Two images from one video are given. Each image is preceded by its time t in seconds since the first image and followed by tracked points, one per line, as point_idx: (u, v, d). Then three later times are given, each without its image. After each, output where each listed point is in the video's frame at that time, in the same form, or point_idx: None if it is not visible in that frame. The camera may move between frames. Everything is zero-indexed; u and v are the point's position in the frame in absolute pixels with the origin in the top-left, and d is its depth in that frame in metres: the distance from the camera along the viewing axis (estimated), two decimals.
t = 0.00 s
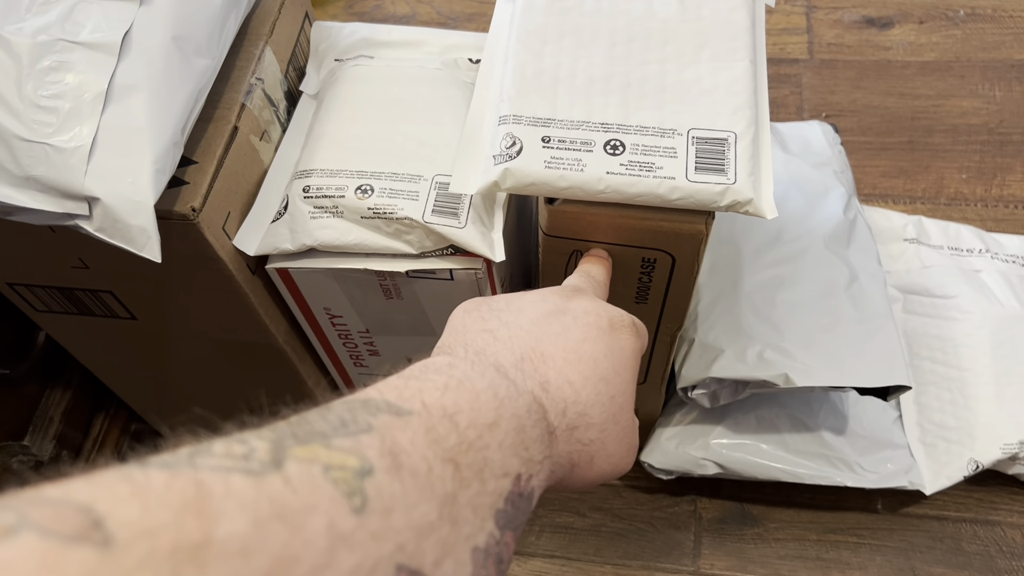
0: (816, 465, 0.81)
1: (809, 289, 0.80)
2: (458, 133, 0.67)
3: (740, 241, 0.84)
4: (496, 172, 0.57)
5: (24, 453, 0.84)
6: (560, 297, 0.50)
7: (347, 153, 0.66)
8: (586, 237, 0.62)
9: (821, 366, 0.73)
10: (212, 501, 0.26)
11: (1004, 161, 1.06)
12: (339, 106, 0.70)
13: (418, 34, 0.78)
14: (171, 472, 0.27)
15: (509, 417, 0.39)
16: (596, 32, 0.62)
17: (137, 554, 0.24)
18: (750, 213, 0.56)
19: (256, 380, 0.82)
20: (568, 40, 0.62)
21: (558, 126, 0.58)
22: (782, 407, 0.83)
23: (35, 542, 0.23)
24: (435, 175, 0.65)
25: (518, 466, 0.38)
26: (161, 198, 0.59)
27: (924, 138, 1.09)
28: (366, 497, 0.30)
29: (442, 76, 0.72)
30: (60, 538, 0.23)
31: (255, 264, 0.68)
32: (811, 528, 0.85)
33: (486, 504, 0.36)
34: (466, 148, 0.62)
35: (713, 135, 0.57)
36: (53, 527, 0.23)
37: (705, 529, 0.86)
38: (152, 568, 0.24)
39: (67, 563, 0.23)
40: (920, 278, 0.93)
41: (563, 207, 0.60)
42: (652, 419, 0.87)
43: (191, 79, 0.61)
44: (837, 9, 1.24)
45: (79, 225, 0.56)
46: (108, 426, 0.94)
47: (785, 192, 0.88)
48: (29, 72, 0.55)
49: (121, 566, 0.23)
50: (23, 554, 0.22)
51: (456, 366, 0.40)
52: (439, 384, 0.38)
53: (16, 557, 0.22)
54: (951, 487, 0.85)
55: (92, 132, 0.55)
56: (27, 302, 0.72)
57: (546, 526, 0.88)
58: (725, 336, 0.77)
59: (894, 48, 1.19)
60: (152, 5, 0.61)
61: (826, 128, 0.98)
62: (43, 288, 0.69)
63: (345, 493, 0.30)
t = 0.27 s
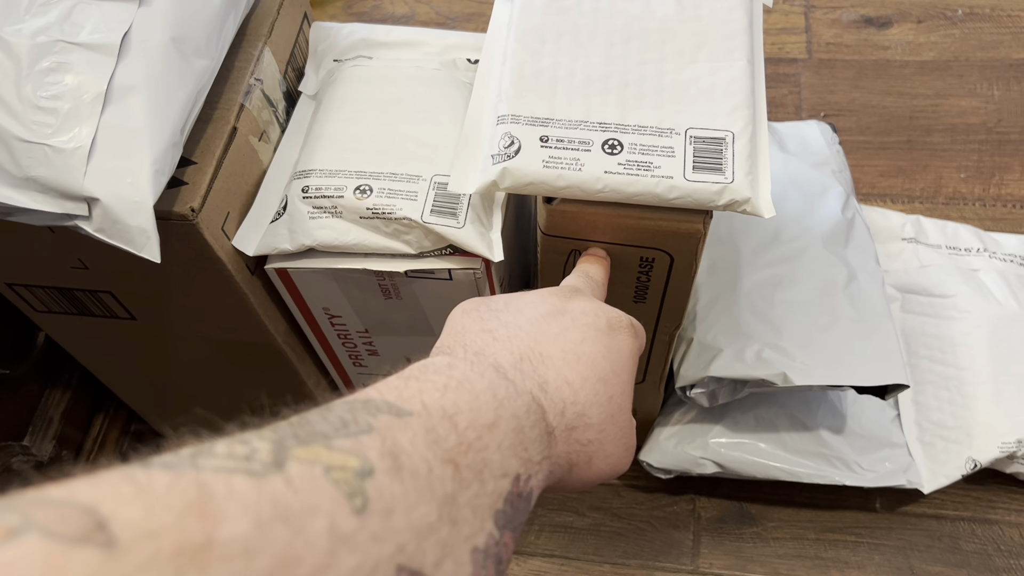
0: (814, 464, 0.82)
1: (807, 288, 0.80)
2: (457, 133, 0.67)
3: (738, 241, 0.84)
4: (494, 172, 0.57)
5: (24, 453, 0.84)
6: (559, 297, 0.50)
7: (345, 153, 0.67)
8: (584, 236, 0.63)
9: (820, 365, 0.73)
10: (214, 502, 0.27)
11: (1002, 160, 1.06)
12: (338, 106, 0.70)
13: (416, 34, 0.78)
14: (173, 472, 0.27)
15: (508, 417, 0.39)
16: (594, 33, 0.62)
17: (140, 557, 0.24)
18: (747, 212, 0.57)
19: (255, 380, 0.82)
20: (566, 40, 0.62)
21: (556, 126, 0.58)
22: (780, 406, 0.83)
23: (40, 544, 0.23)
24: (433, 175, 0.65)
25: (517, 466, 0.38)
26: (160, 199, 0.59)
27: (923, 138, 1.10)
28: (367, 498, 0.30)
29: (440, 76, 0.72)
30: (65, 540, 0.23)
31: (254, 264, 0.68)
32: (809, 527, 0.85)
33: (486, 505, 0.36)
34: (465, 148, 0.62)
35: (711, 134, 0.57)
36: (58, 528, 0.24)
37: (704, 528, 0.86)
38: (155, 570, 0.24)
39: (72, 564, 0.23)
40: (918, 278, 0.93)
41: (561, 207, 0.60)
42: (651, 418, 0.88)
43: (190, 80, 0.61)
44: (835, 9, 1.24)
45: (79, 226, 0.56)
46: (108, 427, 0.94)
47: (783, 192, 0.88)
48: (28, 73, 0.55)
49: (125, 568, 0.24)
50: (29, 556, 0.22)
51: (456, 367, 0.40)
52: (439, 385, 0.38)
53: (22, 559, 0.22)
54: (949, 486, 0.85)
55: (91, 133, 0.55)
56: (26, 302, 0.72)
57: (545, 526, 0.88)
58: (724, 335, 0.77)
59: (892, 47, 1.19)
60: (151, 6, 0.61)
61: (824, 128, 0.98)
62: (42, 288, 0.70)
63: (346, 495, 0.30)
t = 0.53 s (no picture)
0: (813, 462, 0.82)
1: (805, 286, 0.80)
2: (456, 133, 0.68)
3: (737, 239, 0.84)
4: (492, 172, 0.57)
5: (24, 452, 0.84)
6: (575, 306, 0.50)
7: (344, 152, 0.67)
8: (583, 237, 0.63)
9: (818, 364, 0.73)
10: (233, 510, 0.27)
11: (1000, 159, 1.07)
12: (337, 106, 0.70)
13: (415, 34, 0.78)
14: (192, 479, 0.28)
15: (520, 430, 0.39)
16: (592, 33, 0.63)
17: (160, 563, 0.24)
18: (745, 212, 0.57)
19: (255, 379, 0.82)
20: (565, 40, 0.62)
21: (555, 126, 0.58)
22: (779, 405, 0.84)
23: (62, 548, 0.23)
24: (433, 174, 0.65)
25: (528, 478, 0.39)
26: (160, 197, 0.59)
27: (921, 137, 1.10)
28: (381, 508, 0.31)
29: (439, 76, 0.72)
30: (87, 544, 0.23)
31: (254, 263, 0.69)
32: (808, 525, 0.85)
33: (497, 517, 0.36)
34: (463, 148, 0.62)
35: (709, 134, 0.57)
36: (79, 533, 0.23)
37: (702, 526, 0.87)
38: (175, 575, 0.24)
39: (93, 568, 0.23)
40: (916, 276, 0.93)
41: (560, 207, 0.60)
42: (650, 417, 0.88)
43: (190, 79, 0.61)
44: (834, 8, 1.24)
45: (79, 225, 0.56)
46: (105, 428, 0.94)
47: (781, 191, 0.89)
48: (28, 72, 0.55)
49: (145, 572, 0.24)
50: (51, 558, 0.22)
51: (469, 375, 0.41)
52: (453, 395, 0.38)
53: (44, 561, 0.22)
54: (948, 485, 0.85)
55: (91, 132, 0.56)
56: (26, 301, 0.72)
57: (545, 524, 0.88)
58: (722, 334, 0.77)
59: (890, 46, 1.19)
60: (151, 5, 0.61)
61: (822, 126, 0.98)
62: (43, 287, 0.70)
63: (361, 504, 0.30)
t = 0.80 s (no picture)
0: (811, 461, 0.82)
1: (803, 286, 0.80)
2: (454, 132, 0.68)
3: (734, 239, 0.84)
4: (490, 171, 0.57)
5: (23, 452, 0.85)
6: (588, 312, 0.50)
7: (341, 152, 0.67)
8: (582, 236, 0.63)
9: (816, 362, 0.73)
10: (245, 524, 0.27)
11: (998, 158, 1.07)
12: (335, 106, 0.70)
13: (413, 33, 0.78)
14: (205, 490, 0.28)
15: (532, 439, 0.39)
16: (589, 33, 0.63)
17: None
18: (742, 211, 0.57)
19: (253, 379, 0.82)
20: (562, 39, 0.62)
21: (552, 126, 0.58)
22: (776, 404, 0.84)
23: (73, 562, 0.24)
24: (430, 174, 0.65)
25: (539, 488, 0.39)
26: (157, 197, 0.59)
27: (919, 136, 1.10)
28: (393, 521, 0.31)
29: (437, 75, 0.72)
30: (99, 559, 0.24)
31: (251, 263, 0.69)
32: (806, 524, 0.86)
33: (508, 528, 0.36)
34: (461, 148, 0.62)
35: (706, 134, 0.57)
36: (91, 547, 0.24)
37: (701, 526, 0.87)
38: None
39: None
40: (914, 276, 0.93)
41: (557, 207, 0.60)
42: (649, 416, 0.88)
43: (187, 79, 0.61)
44: (832, 8, 1.24)
45: (76, 224, 0.56)
46: (105, 427, 0.94)
47: (779, 190, 0.89)
48: (26, 72, 0.55)
49: None
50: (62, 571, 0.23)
51: (480, 383, 0.41)
52: (465, 403, 0.38)
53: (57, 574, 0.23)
54: (946, 484, 0.85)
55: (88, 132, 0.56)
56: (23, 301, 0.72)
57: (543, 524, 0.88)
58: (720, 333, 0.77)
59: (888, 46, 1.19)
60: (148, 5, 0.61)
61: (820, 126, 0.98)
62: (40, 287, 0.70)
63: (373, 517, 0.31)
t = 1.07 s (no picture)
0: (810, 462, 0.82)
1: (803, 286, 0.80)
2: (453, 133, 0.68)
3: (734, 239, 0.84)
4: (490, 173, 0.57)
5: (23, 453, 0.85)
6: (583, 315, 0.50)
7: (341, 153, 0.67)
8: (580, 237, 0.63)
9: (815, 363, 0.73)
10: (245, 530, 0.27)
11: (998, 159, 1.07)
12: (334, 107, 0.70)
13: (413, 34, 0.78)
14: (205, 495, 0.28)
15: (530, 441, 0.39)
16: (589, 33, 0.63)
17: None
18: (742, 212, 0.57)
19: (253, 380, 0.82)
20: (561, 40, 0.62)
21: (552, 127, 0.58)
22: (776, 405, 0.84)
23: (73, 568, 0.24)
24: (430, 175, 0.65)
25: (537, 491, 0.39)
26: (157, 199, 0.59)
27: (919, 137, 1.10)
28: (392, 525, 0.31)
29: (436, 76, 0.72)
30: (99, 565, 0.24)
31: (251, 264, 0.69)
32: (806, 525, 0.86)
33: (507, 531, 0.36)
34: (460, 149, 0.63)
35: (706, 135, 0.57)
36: (91, 553, 0.24)
37: (700, 526, 0.87)
38: None
39: None
40: (913, 276, 0.93)
41: (557, 208, 0.60)
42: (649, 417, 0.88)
43: (187, 81, 0.61)
44: (831, 8, 1.24)
45: (76, 226, 0.56)
46: (105, 428, 0.94)
47: (779, 191, 0.89)
48: (25, 73, 0.55)
49: None
50: None
51: (478, 386, 0.41)
52: (463, 406, 0.38)
53: None
54: (945, 484, 0.85)
55: (88, 134, 0.56)
56: (23, 302, 0.72)
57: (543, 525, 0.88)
58: (720, 334, 0.77)
59: (888, 46, 1.19)
60: (147, 6, 0.61)
61: (820, 126, 0.98)
62: (40, 288, 0.70)
63: (373, 521, 0.31)
